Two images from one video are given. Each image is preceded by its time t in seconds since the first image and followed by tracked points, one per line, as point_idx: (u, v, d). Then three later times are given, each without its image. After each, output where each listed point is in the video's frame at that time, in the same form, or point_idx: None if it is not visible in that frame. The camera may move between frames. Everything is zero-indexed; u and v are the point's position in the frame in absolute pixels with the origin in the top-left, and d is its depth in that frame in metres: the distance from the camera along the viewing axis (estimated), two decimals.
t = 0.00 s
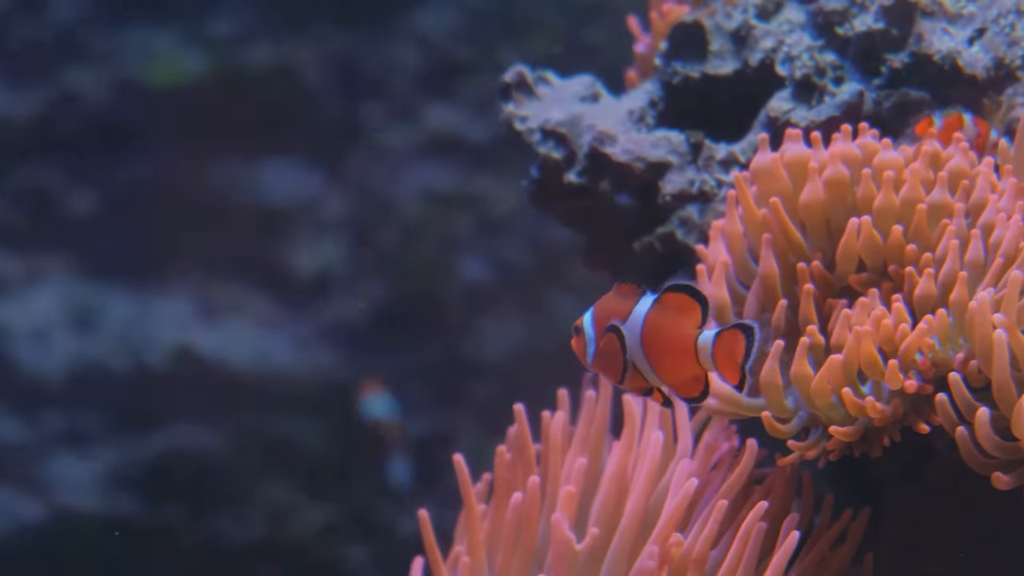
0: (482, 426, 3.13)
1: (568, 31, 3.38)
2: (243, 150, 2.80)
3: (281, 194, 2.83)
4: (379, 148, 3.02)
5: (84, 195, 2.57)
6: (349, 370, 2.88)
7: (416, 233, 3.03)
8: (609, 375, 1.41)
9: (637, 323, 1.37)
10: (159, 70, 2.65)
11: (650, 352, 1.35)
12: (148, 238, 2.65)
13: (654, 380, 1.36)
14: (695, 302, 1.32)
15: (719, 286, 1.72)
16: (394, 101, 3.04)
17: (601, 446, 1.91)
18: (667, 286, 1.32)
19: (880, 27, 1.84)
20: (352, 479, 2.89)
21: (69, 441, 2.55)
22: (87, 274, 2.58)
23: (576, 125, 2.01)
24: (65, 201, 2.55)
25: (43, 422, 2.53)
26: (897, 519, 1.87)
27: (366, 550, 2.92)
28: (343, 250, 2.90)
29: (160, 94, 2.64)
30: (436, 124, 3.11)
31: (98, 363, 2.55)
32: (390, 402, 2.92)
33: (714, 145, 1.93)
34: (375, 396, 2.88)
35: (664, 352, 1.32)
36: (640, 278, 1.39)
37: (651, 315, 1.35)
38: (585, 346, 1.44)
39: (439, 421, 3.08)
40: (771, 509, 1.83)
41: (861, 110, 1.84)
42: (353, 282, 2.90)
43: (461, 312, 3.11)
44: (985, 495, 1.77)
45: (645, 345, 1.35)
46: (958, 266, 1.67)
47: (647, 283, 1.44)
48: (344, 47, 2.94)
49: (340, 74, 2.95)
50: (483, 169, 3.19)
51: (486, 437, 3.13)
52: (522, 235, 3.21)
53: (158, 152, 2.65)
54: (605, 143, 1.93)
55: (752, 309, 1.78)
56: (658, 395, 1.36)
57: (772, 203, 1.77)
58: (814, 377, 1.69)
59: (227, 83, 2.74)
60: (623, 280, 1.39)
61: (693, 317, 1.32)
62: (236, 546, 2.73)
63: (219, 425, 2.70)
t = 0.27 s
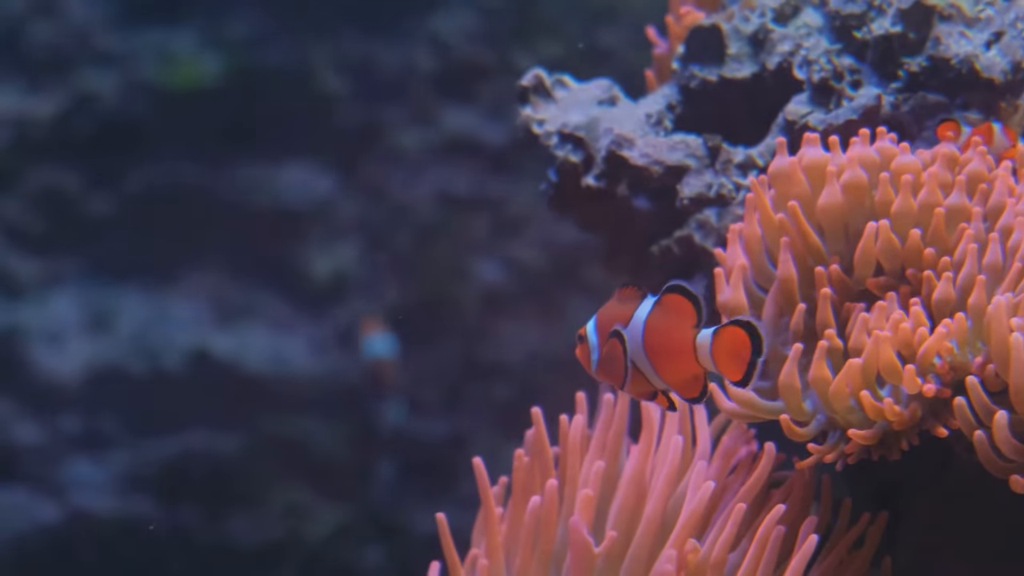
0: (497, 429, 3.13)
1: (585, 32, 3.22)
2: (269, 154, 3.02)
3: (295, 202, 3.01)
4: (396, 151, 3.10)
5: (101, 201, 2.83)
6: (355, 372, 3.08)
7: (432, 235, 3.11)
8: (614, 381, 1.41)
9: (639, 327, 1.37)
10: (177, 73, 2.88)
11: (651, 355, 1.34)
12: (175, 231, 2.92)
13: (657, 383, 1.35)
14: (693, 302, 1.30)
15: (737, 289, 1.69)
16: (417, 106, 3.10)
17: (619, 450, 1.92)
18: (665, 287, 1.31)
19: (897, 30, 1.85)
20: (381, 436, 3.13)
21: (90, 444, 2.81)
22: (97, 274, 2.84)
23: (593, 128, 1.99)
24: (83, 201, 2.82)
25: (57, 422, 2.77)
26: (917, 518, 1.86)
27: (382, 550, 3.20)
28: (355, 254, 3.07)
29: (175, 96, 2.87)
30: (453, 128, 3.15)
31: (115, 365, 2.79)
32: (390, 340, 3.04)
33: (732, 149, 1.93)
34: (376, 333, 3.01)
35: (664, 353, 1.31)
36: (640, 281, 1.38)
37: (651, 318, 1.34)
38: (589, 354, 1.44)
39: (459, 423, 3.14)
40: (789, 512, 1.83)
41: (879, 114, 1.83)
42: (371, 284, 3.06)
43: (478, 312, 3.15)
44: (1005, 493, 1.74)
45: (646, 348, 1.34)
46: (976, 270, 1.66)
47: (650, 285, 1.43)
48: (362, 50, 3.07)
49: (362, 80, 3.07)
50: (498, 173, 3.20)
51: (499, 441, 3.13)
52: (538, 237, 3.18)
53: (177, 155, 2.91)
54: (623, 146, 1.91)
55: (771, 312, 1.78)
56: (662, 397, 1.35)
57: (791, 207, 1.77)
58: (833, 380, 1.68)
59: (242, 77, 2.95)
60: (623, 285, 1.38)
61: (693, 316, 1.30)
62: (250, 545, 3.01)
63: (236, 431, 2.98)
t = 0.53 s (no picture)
0: (509, 430, 2.96)
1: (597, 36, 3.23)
2: (274, 155, 2.84)
3: (301, 201, 2.87)
4: (409, 152, 3.01)
5: (114, 204, 2.70)
6: (382, 373, 2.90)
7: (447, 237, 3.03)
8: (620, 384, 1.47)
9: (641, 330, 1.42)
10: (190, 76, 2.75)
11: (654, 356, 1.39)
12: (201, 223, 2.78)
13: (660, 384, 1.39)
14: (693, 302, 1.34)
15: (751, 291, 1.70)
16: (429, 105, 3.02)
17: (634, 452, 1.92)
18: (665, 290, 1.35)
19: (913, 33, 1.85)
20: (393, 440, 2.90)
21: (103, 445, 2.64)
22: (111, 278, 2.72)
23: (610, 131, 2.02)
24: (96, 204, 2.68)
25: (71, 425, 2.62)
26: (931, 521, 1.86)
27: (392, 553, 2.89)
28: (365, 254, 2.94)
29: (188, 100, 2.74)
30: (464, 128, 3.06)
31: (127, 368, 2.67)
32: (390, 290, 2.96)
33: (747, 151, 1.95)
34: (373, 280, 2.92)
35: (666, 354, 1.35)
36: (642, 287, 1.44)
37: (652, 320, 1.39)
38: (596, 360, 1.51)
39: (472, 425, 2.95)
40: (804, 515, 1.82)
41: (894, 117, 1.83)
42: (387, 286, 2.96)
43: (490, 312, 3.02)
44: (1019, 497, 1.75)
45: (648, 350, 1.39)
46: (992, 273, 1.65)
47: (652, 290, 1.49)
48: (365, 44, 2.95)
49: (366, 79, 2.96)
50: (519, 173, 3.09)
51: (512, 444, 2.95)
52: (551, 238, 3.09)
53: (186, 159, 2.74)
54: (639, 149, 1.91)
55: (786, 314, 1.78)
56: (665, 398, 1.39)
57: (807, 209, 1.76)
58: (849, 382, 1.68)
59: (256, 83, 2.80)
60: (625, 292, 1.44)
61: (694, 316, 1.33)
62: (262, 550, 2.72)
63: (249, 431, 2.74)
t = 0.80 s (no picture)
0: (524, 431, 2.98)
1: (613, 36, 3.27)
2: (295, 158, 2.83)
3: (323, 206, 2.82)
4: (422, 154, 2.97)
5: (128, 205, 2.66)
6: (399, 374, 2.89)
7: (462, 237, 2.96)
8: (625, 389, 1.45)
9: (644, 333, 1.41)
10: (206, 78, 2.73)
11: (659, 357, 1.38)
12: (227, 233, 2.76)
13: (667, 385, 1.38)
14: (695, 300, 1.34)
15: (768, 292, 1.70)
16: (440, 106, 2.99)
17: (651, 454, 1.92)
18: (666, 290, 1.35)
19: (930, 35, 1.83)
20: (406, 445, 2.90)
21: (117, 450, 2.61)
22: (125, 277, 2.68)
23: (627, 132, 2.02)
24: (115, 207, 2.65)
25: (86, 426, 2.60)
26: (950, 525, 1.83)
27: (408, 557, 2.90)
28: (424, 296, 2.92)
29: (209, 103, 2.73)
30: (481, 131, 3.03)
31: (141, 369, 2.63)
32: (390, 225, 2.87)
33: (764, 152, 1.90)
34: (376, 214, 2.85)
35: (671, 355, 1.35)
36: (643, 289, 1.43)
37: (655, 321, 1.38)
38: (601, 367, 1.49)
39: (482, 427, 2.96)
40: (820, 518, 1.82)
41: (912, 118, 1.82)
42: (401, 292, 2.89)
43: (507, 316, 3.00)
44: None
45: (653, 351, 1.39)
46: (1011, 274, 1.63)
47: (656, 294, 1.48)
48: (388, 57, 2.96)
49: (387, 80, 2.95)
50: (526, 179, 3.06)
51: (527, 444, 2.97)
52: (566, 240, 3.07)
53: (216, 157, 2.75)
54: (655, 151, 1.92)
55: (804, 315, 1.77)
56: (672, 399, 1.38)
57: (823, 211, 1.75)
58: (866, 383, 1.67)
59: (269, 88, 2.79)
60: (626, 295, 1.43)
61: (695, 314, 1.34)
62: (279, 548, 2.76)
63: (261, 437, 2.73)
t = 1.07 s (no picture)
0: (538, 434, 3.11)
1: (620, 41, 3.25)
2: (307, 160, 3.20)
3: (334, 206, 3.18)
4: (436, 153, 3.21)
5: (142, 207, 3.07)
6: (408, 379, 3.08)
7: (474, 242, 3.15)
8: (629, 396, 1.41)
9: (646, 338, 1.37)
10: (221, 78, 3.12)
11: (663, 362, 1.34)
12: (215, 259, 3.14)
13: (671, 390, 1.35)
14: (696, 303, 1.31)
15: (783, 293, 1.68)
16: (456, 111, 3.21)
17: (664, 456, 1.92)
18: (667, 293, 1.32)
19: (944, 37, 1.81)
20: (417, 446, 3.08)
21: (127, 450, 2.94)
22: (138, 284, 3.06)
23: (641, 134, 2.02)
24: (127, 205, 3.06)
25: (100, 429, 2.93)
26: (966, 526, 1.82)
27: (426, 557, 3.10)
28: (399, 257, 3.17)
29: (218, 99, 3.13)
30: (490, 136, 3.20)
31: (154, 370, 2.96)
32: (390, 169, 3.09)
33: (778, 155, 1.89)
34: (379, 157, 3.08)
35: (674, 358, 1.32)
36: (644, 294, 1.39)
37: (657, 325, 1.34)
38: (602, 375, 1.43)
39: (495, 429, 3.10)
40: (834, 519, 1.82)
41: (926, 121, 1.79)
42: (410, 294, 3.14)
43: (518, 322, 3.11)
44: None
45: (656, 357, 1.34)
46: None
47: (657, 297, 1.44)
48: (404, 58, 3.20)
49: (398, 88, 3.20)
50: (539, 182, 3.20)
51: (540, 448, 3.11)
52: (577, 241, 3.14)
53: (218, 159, 3.17)
54: (670, 152, 1.91)
55: (818, 317, 1.75)
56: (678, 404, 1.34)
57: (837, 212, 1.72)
58: (879, 384, 1.64)
59: (292, 84, 3.16)
60: (627, 300, 1.39)
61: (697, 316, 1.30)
62: (287, 552, 3.01)
63: (276, 434, 3.03)
